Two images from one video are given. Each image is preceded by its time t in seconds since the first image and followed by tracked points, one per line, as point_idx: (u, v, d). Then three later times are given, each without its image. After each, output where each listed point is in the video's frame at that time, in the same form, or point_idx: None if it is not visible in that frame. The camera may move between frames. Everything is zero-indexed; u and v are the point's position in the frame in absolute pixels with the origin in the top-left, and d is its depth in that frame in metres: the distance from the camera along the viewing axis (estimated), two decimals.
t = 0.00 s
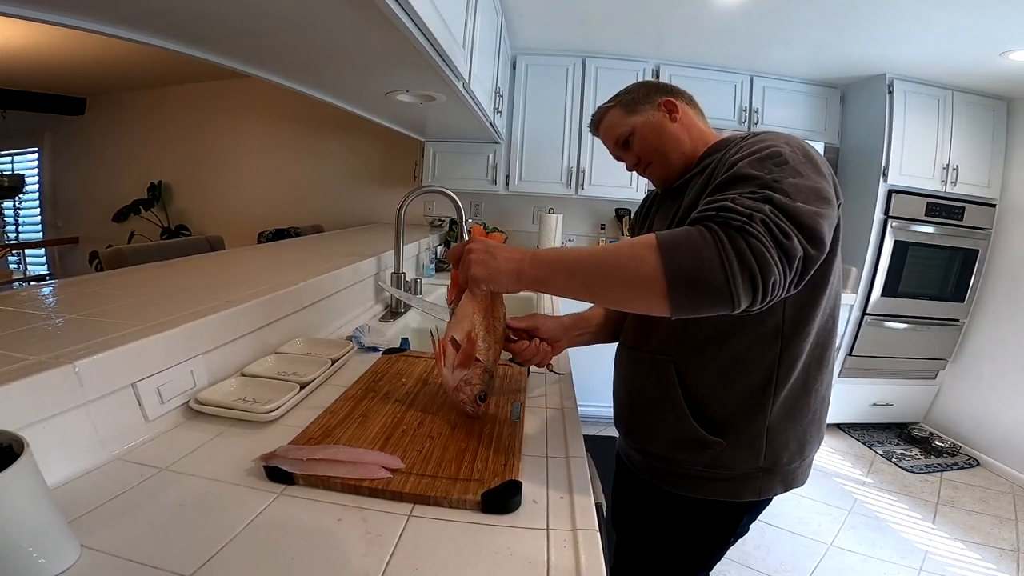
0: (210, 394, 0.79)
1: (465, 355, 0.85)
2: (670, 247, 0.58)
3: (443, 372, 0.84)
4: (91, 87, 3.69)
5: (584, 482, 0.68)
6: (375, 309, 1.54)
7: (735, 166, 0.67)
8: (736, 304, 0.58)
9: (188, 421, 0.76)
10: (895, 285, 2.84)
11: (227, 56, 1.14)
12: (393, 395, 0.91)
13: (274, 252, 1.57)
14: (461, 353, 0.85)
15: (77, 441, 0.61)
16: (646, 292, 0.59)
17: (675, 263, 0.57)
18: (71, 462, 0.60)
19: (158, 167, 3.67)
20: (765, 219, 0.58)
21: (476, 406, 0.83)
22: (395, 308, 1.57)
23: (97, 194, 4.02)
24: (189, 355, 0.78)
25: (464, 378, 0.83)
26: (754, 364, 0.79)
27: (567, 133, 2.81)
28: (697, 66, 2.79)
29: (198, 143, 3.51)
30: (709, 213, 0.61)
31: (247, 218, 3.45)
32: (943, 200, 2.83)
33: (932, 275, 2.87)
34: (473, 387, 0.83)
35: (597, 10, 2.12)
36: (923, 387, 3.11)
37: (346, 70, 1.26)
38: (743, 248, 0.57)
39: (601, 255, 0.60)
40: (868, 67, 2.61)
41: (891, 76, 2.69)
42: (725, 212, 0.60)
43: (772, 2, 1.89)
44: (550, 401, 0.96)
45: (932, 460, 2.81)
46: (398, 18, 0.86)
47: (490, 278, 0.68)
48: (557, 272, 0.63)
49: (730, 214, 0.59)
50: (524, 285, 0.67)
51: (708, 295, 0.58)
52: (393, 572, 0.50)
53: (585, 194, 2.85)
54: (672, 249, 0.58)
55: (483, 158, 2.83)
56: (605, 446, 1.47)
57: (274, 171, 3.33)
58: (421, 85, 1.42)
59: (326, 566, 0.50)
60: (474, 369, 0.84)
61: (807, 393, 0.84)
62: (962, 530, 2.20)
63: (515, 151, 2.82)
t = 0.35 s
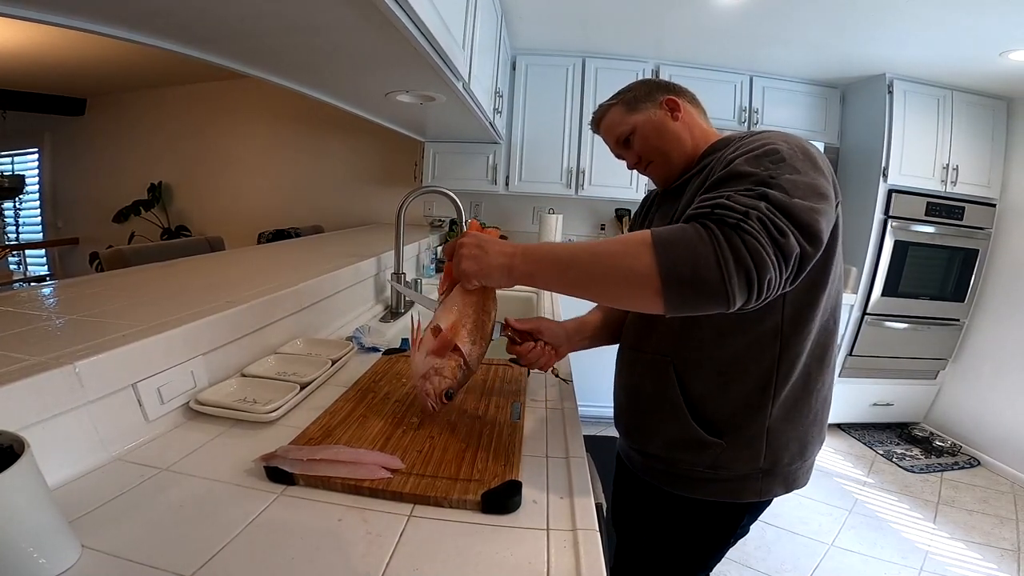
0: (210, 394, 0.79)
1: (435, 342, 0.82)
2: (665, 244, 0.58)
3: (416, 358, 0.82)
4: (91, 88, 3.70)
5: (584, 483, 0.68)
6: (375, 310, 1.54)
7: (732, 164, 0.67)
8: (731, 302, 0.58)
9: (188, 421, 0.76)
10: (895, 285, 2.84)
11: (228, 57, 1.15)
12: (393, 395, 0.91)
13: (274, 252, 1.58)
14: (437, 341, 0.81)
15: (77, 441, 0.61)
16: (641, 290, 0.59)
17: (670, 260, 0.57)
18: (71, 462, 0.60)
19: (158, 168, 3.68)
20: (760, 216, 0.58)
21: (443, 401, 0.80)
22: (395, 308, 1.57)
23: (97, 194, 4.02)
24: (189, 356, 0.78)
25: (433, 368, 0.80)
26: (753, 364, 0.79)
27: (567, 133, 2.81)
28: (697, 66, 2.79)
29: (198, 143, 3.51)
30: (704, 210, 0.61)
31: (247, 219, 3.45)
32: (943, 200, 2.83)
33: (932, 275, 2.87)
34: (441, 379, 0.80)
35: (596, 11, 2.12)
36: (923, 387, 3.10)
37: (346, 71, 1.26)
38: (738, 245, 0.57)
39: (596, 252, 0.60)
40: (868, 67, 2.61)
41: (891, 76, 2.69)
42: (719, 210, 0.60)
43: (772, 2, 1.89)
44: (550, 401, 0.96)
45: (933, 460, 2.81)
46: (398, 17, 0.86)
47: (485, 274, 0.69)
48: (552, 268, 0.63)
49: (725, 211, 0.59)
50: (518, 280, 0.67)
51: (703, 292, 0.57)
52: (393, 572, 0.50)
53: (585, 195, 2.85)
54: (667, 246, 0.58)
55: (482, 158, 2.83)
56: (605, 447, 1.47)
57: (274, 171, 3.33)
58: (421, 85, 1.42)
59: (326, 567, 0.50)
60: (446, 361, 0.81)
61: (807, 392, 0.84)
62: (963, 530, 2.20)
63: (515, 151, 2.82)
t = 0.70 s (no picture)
0: (210, 394, 0.79)
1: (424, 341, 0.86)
2: (651, 230, 0.57)
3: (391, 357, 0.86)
4: (91, 87, 3.69)
5: (586, 482, 0.68)
6: (375, 309, 1.54)
7: (730, 158, 0.67)
8: (714, 292, 0.57)
9: (189, 420, 0.76)
10: (895, 285, 2.83)
11: (228, 56, 1.14)
12: (394, 394, 0.90)
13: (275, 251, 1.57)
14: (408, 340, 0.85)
15: (77, 440, 0.61)
16: (623, 276, 0.58)
17: (654, 246, 0.56)
18: (72, 461, 0.60)
19: (159, 167, 3.68)
20: (748, 205, 0.57)
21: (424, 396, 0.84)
22: (395, 307, 1.57)
23: (98, 193, 4.02)
24: (189, 355, 0.78)
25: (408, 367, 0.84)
26: (755, 364, 0.80)
27: (567, 133, 2.80)
28: (697, 66, 2.79)
29: (199, 142, 3.51)
30: (694, 197, 0.61)
31: (247, 218, 3.45)
32: (944, 200, 2.83)
33: (933, 275, 2.87)
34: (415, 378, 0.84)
35: (596, 11, 2.13)
36: (923, 387, 3.10)
37: (347, 70, 1.26)
38: (723, 232, 0.56)
39: (582, 237, 0.59)
40: (869, 67, 2.61)
41: (892, 76, 2.69)
42: (708, 197, 0.60)
43: (772, 2, 1.89)
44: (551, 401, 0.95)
45: (933, 460, 2.81)
46: (400, 17, 0.86)
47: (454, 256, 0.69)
48: (532, 255, 0.62)
49: (713, 199, 0.59)
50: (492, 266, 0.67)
51: (686, 280, 0.56)
52: (394, 572, 0.50)
53: (586, 194, 2.85)
54: (654, 232, 0.57)
55: (483, 158, 2.83)
56: (605, 446, 1.47)
57: (274, 170, 3.33)
58: (422, 84, 1.42)
59: (326, 566, 0.50)
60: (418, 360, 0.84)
61: (809, 393, 0.84)
62: (963, 530, 2.20)
63: (515, 151, 2.81)
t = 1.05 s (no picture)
0: (210, 394, 0.79)
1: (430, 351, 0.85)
2: (645, 213, 0.57)
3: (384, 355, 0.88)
4: (90, 87, 3.69)
5: (585, 482, 0.68)
6: (375, 309, 1.54)
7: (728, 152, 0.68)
8: (708, 278, 0.56)
9: (189, 420, 0.76)
10: (895, 285, 2.83)
11: (228, 56, 1.14)
12: (393, 395, 0.91)
13: (275, 252, 1.57)
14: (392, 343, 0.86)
15: (77, 440, 0.61)
16: (617, 259, 0.57)
17: (648, 227, 0.56)
18: (73, 461, 0.61)
19: (158, 167, 3.67)
20: (742, 190, 0.58)
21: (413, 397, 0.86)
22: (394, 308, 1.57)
23: (97, 194, 4.02)
24: (189, 355, 0.78)
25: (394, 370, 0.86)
26: (752, 367, 0.80)
27: (567, 132, 2.80)
28: (697, 66, 2.79)
29: (198, 143, 3.51)
30: (689, 184, 0.62)
31: (247, 218, 3.45)
32: (943, 200, 2.83)
33: (933, 275, 2.87)
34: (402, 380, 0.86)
35: (596, 11, 2.13)
36: (923, 387, 3.11)
37: (346, 70, 1.26)
38: (717, 215, 0.56)
39: (576, 220, 0.59)
40: (868, 67, 2.61)
41: (891, 76, 2.69)
42: (703, 183, 0.60)
43: (772, 2, 1.89)
44: (550, 401, 0.96)
45: (932, 460, 2.81)
46: (400, 17, 0.86)
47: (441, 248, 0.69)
48: (524, 240, 0.61)
49: (708, 184, 0.59)
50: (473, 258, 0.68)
51: (681, 263, 0.56)
52: (393, 572, 0.50)
53: (585, 195, 2.85)
54: (648, 217, 0.57)
55: (483, 158, 2.83)
56: (605, 446, 1.47)
57: (274, 171, 3.33)
58: (422, 85, 1.42)
59: (326, 566, 0.50)
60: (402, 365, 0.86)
61: (805, 395, 0.84)
62: (962, 530, 2.20)
63: (515, 151, 2.82)
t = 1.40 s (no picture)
0: (210, 395, 0.79)
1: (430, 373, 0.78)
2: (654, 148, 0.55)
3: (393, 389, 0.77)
4: (89, 88, 3.69)
5: (585, 483, 0.68)
6: (374, 310, 1.54)
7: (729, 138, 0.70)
8: (720, 218, 0.53)
9: (188, 422, 0.76)
10: (894, 285, 2.84)
11: (228, 57, 1.15)
12: (392, 395, 0.91)
13: (274, 253, 1.58)
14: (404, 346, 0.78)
15: (77, 441, 0.61)
16: (620, 191, 0.54)
17: (660, 156, 0.54)
18: (72, 462, 0.61)
19: (157, 168, 3.67)
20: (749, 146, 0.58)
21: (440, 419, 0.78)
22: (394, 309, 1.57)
23: (96, 195, 4.02)
24: (189, 356, 0.78)
25: (415, 395, 0.77)
26: (737, 370, 0.80)
27: (566, 133, 2.81)
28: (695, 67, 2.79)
29: (197, 144, 3.51)
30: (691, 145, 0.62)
31: (246, 219, 3.45)
32: (942, 200, 2.83)
33: (931, 275, 2.88)
34: (428, 403, 0.77)
35: (594, 12, 2.13)
36: (922, 386, 3.11)
37: (346, 71, 1.26)
38: (731, 157, 0.55)
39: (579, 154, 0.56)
40: (866, 67, 2.62)
41: (889, 76, 2.70)
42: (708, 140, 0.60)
43: (771, 2, 1.89)
44: (549, 401, 0.96)
45: (932, 460, 2.81)
46: (399, 17, 0.86)
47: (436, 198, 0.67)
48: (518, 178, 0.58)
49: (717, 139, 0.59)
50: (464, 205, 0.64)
51: (692, 194, 0.53)
52: (393, 572, 0.50)
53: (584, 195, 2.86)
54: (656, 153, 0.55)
55: (482, 159, 2.83)
56: (604, 447, 1.47)
57: (273, 171, 3.33)
58: (421, 86, 1.42)
59: (326, 566, 0.50)
60: (424, 384, 0.77)
61: (787, 397, 0.84)
62: (962, 530, 2.20)
63: (514, 152, 2.82)
